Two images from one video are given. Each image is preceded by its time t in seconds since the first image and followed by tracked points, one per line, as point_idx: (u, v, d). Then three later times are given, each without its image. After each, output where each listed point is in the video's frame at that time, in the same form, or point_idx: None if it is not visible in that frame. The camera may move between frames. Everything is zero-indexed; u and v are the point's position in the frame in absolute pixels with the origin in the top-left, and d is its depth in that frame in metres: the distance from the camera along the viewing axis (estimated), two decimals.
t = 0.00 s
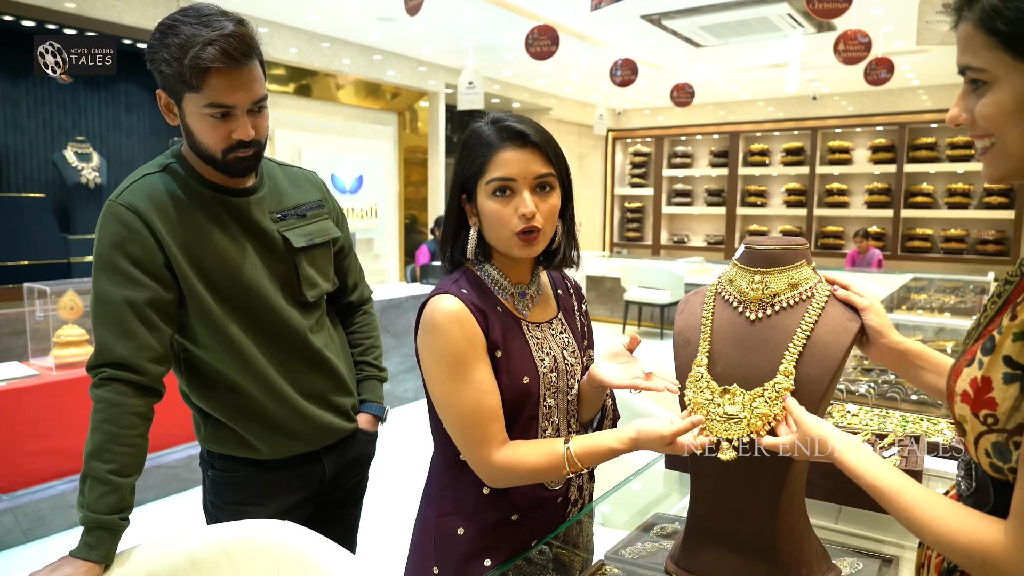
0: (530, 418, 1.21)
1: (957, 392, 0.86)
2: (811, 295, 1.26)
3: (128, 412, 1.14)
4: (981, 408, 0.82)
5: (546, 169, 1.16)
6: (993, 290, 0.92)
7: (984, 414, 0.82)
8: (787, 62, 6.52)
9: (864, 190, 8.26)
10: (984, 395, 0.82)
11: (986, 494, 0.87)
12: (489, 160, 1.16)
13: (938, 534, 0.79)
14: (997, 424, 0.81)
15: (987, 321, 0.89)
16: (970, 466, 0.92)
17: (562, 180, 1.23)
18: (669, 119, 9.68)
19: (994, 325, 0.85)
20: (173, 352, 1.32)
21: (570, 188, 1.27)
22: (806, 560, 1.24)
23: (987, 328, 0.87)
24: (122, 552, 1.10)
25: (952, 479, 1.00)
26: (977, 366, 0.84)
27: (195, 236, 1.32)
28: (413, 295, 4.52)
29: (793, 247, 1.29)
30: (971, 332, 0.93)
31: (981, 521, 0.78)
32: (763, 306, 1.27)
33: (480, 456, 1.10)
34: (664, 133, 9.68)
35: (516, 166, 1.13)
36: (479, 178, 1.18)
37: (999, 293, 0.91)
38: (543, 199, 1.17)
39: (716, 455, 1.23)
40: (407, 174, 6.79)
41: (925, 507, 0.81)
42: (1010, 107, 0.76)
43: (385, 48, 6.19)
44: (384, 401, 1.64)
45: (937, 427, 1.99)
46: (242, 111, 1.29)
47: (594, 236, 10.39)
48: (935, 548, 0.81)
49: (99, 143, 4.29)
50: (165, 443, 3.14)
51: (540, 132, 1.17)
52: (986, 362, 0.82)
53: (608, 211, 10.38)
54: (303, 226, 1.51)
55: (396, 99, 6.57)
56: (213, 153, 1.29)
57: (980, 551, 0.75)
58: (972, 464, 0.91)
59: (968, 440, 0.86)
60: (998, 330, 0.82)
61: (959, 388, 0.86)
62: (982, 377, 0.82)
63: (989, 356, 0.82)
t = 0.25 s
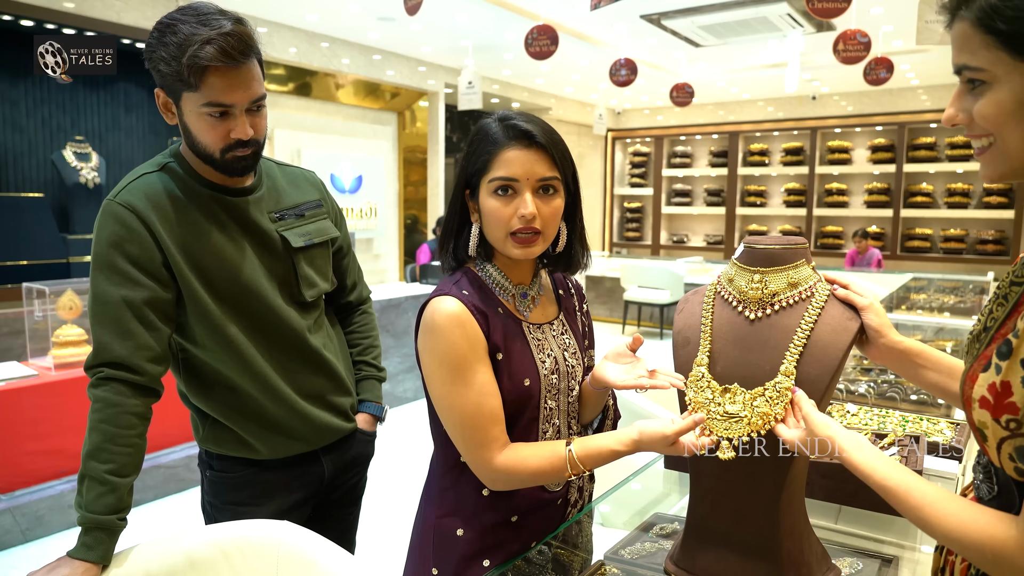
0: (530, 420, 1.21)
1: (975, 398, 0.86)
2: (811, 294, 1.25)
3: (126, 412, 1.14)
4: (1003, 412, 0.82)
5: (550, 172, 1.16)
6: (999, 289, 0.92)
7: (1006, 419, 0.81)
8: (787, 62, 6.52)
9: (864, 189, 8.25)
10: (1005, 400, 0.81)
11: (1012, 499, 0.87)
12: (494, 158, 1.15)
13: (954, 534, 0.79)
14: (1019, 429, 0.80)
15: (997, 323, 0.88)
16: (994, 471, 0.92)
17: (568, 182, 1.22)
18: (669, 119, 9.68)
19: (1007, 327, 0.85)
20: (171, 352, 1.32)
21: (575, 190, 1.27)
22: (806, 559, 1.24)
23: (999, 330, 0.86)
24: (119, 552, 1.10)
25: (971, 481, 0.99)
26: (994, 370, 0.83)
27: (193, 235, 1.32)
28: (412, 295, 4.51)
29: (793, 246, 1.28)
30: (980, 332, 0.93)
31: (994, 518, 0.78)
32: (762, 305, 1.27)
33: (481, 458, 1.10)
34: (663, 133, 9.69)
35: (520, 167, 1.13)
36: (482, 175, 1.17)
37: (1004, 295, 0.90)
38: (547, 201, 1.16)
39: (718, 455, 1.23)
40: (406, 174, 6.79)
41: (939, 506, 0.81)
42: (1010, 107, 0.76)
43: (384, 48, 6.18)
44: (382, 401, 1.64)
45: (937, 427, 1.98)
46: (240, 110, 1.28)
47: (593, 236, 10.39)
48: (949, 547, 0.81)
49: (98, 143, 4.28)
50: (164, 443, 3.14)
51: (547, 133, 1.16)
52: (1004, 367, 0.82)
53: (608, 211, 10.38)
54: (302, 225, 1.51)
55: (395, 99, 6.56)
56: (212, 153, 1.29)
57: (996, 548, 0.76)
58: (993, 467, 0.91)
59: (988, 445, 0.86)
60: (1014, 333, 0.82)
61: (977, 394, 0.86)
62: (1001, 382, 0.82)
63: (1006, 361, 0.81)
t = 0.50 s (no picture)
0: (529, 421, 1.21)
1: (988, 388, 0.86)
2: (810, 293, 1.26)
3: (125, 412, 1.14)
4: (1016, 404, 0.82)
5: (568, 180, 1.16)
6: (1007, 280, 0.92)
7: (1018, 410, 0.82)
8: (786, 62, 6.52)
9: (864, 189, 8.25)
10: (1018, 393, 0.82)
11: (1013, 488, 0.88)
12: (512, 163, 1.13)
13: (976, 530, 0.81)
14: None
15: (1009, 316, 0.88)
16: (998, 457, 0.91)
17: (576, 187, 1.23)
18: (668, 119, 9.67)
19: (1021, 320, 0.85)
20: (170, 352, 1.32)
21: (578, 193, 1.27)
22: (805, 559, 1.24)
23: (1013, 324, 0.87)
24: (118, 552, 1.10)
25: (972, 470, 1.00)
26: (1009, 363, 0.83)
27: (193, 235, 1.32)
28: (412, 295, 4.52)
29: (792, 245, 1.28)
30: (990, 326, 0.93)
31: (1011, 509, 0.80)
32: (762, 305, 1.27)
33: (482, 459, 1.10)
34: (663, 133, 9.69)
35: (543, 175, 1.13)
36: (499, 179, 1.15)
37: (1010, 290, 0.91)
38: (561, 209, 1.18)
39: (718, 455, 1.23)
40: (406, 174, 6.79)
41: (957, 498, 0.84)
42: None
43: (384, 48, 6.19)
44: (381, 401, 1.64)
45: (937, 427, 1.99)
46: (240, 110, 1.28)
47: (593, 236, 10.39)
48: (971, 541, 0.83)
49: (98, 143, 4.27)
50: (163, 443, 3.14)
51: (567, 142, 1.16)
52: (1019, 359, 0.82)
53: (607, 211, 10.38)
54: (301, 225, 1.51)
55: (395, 99, 6.56)
56: (211, 153, 1.29)
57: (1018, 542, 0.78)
58: (996, 455, 0.91)
59: (998, 436, 0.86)
60: None
61: (991, 385, 0.86)
62: (1016, 374, 0.82)
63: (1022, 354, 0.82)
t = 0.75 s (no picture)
0: (529, 421, 1.21)
1: (999, 374, 0.91)
2: (808, 292, 1.26)
3: (125, 411, 1.14)
4: None
5: (572, 179, 1.17)
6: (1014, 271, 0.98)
7: None
8: (786, 63, 6.53)
9: (863, 189, 8.25)
10: None
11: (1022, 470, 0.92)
12: (520, 166, 1.12)
13: (992, 512, 0.86)
14: None
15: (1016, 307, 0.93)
16: (1002, 444, 0.96)
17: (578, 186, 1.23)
18: (668, 119, 9.68)
19: None
20: (169, 351, 1.32)
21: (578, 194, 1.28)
22: (804, 559, 1.24)
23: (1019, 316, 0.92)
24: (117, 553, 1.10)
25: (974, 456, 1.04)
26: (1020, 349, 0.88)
27: (193, 234, 1.32)
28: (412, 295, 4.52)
29: (791, 245, 1.28)
30: (996, 317, 0.98)
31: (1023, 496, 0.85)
32: (760, 304, 1.27)
33: (481, 460, 1.10)
34: (663, 133, 9.68)
35: (550, 176, 1.13)
36: (505, 184, 1.15)
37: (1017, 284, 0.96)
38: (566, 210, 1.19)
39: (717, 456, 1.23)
40: (405, 174, 6.79)
41: (971, 485, 0.88)
42: None
43: (383, 48, 6.19)
44: (380, 401, 1.64)
45: (935, 426, 1.99)
46: (241, 110, 1.28)
47: (593, 236, 10.40)
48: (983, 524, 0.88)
49: (97, 143, 4.27)
50: (163, 443, 3.14)
51: (569, 143, 1.16)
52: None
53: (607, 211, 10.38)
54: (300, 225, 1.51)
55: (394, 99, 6.56)
56: (212, 153, 1.29)
57: None
58: (999, 441, 0.96)
59: (1008, 421, 0.91)
60: None
61: (1004, 370, 0.90)
62: None
63: None
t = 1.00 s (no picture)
0: (528, 422, 1.21)
1: (1003, 363, 0.93)
2: (806, 292, 1.26)
3: (123, 412, 1.14)
4: None
5: (562, 168, 1.17)
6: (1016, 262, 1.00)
7: None
8: (785, 62, 6.53)
9: (863, 189, 8.25)
10: None
11: None
12: (506, 158, 1.15)
13: (996, 498, 0.88)
14: None
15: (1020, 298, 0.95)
16: (1003, 433, 0.99)
17: (574, 182, 1.23)
18: (667, 119, 9.67)
19: None
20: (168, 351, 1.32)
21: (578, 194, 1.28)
22: (803, 558, 1.24)
23: None
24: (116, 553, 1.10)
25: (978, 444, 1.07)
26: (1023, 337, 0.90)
27: (192, 235, 1.32)
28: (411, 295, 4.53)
29: (789, 244, 1.28)
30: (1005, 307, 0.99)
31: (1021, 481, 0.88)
32: (758, 304, 1.27)
33: (481, 461, 1.10)
34: (662, 133, 9.68)
35: (536, 164, 1.14)
36: (494, 176, 1.16)
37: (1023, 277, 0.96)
38: (559, 200, 1.18)
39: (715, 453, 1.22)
40: (404, 174, 6.79)
41: (970, 472, 0.90)
42: None
43: (383, 48, 6.18)
44: (379, 401, 1.64)
45: (934, 426, 1.99)
46: (241, 111, 1.29)
47: (592, 235, 10.39)
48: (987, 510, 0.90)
49: (97, 143, 4.27)
50: (162, 443, 3.14)
51: (557, 134, 1.18)
52: None
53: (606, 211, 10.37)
54: (300, 226, 1.51)
55: (393, 99, 6.55)
56: (212, 153, 1.29)
57: None
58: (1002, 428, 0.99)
59: (1011, 408, 0.93)
60: None
61: (1006, 358, 0.92)
62: None
63: None
